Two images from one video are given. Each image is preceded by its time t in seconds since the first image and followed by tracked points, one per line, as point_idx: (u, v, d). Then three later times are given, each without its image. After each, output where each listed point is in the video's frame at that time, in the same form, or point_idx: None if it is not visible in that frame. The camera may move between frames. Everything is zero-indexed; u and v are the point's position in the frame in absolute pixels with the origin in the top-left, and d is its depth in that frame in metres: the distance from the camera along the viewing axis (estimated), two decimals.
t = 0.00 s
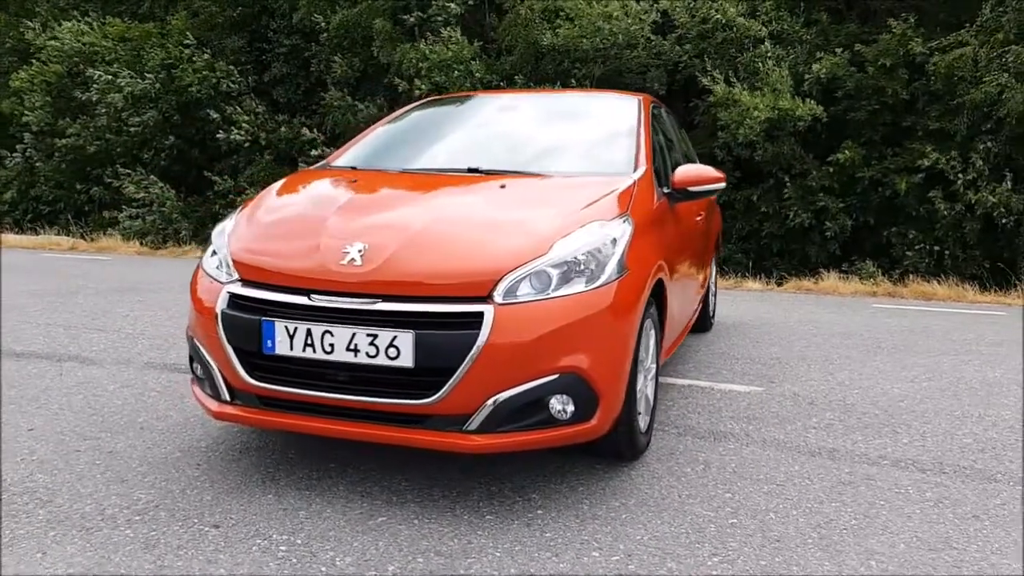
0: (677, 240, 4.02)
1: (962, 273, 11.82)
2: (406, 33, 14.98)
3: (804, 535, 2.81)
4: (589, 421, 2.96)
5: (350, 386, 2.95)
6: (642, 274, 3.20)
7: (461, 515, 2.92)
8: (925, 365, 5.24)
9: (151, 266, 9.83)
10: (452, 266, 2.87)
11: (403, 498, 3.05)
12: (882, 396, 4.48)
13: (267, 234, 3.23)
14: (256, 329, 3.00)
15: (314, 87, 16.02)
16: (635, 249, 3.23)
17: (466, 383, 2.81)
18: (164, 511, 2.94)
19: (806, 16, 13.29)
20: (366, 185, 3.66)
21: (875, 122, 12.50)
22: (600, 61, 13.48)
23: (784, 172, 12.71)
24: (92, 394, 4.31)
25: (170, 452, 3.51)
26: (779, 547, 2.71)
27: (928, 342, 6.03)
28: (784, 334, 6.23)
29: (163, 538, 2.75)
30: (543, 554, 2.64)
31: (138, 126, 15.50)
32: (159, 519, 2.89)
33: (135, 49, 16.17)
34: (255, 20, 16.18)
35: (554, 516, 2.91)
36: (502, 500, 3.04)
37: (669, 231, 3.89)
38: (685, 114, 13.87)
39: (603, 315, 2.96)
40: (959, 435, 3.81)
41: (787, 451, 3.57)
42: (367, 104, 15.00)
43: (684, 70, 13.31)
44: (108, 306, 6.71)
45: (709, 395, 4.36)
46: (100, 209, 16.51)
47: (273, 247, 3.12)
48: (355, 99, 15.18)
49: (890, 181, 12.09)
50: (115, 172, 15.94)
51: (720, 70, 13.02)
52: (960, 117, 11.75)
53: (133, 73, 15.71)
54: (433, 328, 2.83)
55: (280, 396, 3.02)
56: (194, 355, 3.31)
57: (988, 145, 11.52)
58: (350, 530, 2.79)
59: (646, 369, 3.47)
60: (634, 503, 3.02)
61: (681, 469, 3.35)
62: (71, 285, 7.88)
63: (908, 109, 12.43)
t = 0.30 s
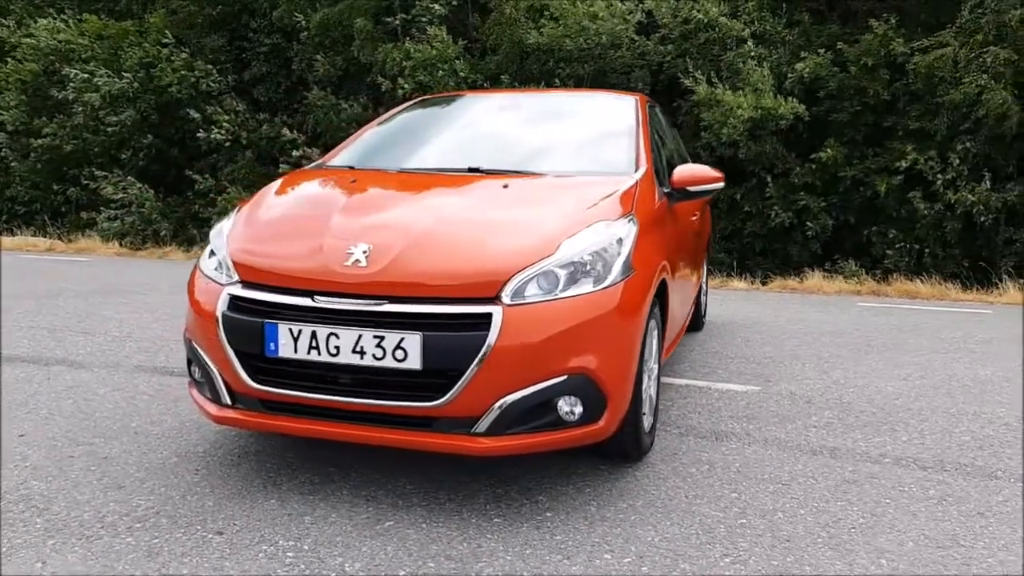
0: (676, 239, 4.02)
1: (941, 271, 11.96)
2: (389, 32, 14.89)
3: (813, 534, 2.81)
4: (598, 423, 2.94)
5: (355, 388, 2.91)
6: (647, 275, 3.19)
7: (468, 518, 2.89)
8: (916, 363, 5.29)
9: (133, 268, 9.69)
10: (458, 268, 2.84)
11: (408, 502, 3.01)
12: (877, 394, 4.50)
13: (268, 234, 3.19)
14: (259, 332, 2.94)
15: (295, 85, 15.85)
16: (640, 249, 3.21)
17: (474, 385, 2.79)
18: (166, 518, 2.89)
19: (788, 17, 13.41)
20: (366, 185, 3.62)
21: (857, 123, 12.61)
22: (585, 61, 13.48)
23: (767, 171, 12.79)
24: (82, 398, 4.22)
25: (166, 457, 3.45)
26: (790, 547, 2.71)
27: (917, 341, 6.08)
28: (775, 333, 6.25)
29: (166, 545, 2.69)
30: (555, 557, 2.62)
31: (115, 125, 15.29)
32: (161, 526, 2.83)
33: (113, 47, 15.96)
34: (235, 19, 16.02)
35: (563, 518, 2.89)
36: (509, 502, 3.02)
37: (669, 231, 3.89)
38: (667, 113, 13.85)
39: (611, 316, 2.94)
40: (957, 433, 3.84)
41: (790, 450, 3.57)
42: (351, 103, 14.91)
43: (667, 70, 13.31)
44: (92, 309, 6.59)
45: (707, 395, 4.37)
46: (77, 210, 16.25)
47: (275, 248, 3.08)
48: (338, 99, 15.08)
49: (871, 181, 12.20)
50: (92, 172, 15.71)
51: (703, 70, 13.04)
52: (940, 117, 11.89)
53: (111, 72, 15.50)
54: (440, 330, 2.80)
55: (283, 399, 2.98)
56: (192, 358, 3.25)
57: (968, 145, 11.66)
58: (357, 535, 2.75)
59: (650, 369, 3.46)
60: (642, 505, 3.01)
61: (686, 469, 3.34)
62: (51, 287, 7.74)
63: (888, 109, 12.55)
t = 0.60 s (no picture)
0: (675, 240, 4.02)
1: (917, 270, 12.13)
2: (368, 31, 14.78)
3: (822, 533, 2.82)
4: (607, 425, 2.93)
5: (363, 392, 2.87)
6: (652, 277, 3.19)
7: (478, 522, 2.87)
8: (906, 362, 5.34)
9: (111, 270, 9.54)
10: (468, 270, 2.82)
11: (415, 506, 2.98)
12: (871, 393, 4.54)
13: (270, 235, 3.15)
14: (263, 335, 2.90)
15: (273, 84, 15.65)
16: (645, 251, 3.21)
17: (484, 389, 2.76)
18: (169, 526, 2.83)
19: (767, 19, 13.53)
20: (365, 185, 3.59)
21: (835, 124, 12.75)
22: (566, 61, 13.49)
23: (746, 172, 12.88)
24: (71, 403, 4.14)
25: (164, 463, 3.38)
26: (801, 547, 2.71)
27: (904, 340, 6.15)
28: (764, 333, 6.29)
29: (171, 554, 2.64)
30: (568, 560, 2.60)
31: (88, 125, 15.04)
32: (164, 534, 2.77)
33: (85, 46, 15.71)
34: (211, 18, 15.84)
35: (573, 521, 2.87)
36: (517, 506, 2.99)
37: (670, 231, 3.89)
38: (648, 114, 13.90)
39: (619, 317, 2.93)
40: (953, 430, 3.88)
41: (791, 450, 3.60)
42: (330, 103, 14.79)
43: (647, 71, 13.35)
44: (73, 312, 6.47)
45: (703, 395, 4.38)
46: (49, 212, 15.97)
47: (278, 249, 3.03)
48: (316, 98, 14.94)
49: (849, 181, 12.35)
50: (64, 173, 15.45)
51: (683, 72, 13.11)
52: (915, 118, 12.04)
53: (83, 72, 15.25)
54: (450, 333, 2.77)
55: (288, 403, 2.93)
56: (191, 362, 3.19)
57: (943, 146, 11.82)
58: (366, 541, 2.72)
59: (654, 370, 3.46)
60: (650, 506, 3.00)
61: (691, 470, 3.34)
62: (29, 290, 7.59)
63: (865, 110, 12.69)
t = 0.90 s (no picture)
0: (678, 240, 4.03)
1: (902, 268, 12.26)
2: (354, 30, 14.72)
3: (833, 532, 2.84)
4: (619, 426, 2.92)
5: (374, 395, 2.85)
6: (662, 277, 3.19)
7: (491, 525, 2.86)
8: (901, 361, 5.39)
9: (97, 272, 9.44)
10: (480, 271, 2.81)
11: (427, 509, 2.97)
12: (869, 392, 4.58)
13: (278, 236, 3.12)
14: (273, 338, 2.87)
15: (257, 84, 15.53)
16: (654, 252, 3.21)
17: (498, 391, 2.75)
18: (179, 532, 2.79)
19: (753, 20, 13.66)
20: (373, 185, 3.59)
21: (821, 124, 12.85)
22: (554, 61, 13.50)
23: (732, 171, 12.95)
24: (68, 408, 4.08)
25: (168, 468, 3.34)
26: (815, 546, 2.73)
27: (896, 339, 6.21)
28: (759, 332, 6.32)
29: (183, 560, 2.61)
30: (585, 562, 2.60)
31: (69, 126, 14.89)
32: (174, 540, 2.74)
33: (66, 45, 15.55)
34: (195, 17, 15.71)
35: (586, 522, 2.87)
36: (529, 507, 2.99)
37: (674, 231, 3.90)
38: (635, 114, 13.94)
39: (631, 318, 2.93)
40: (953, 428, 3.92)
41: (795, 449, 3.62)
42: (316, 104, 14.72)
43: (634, 71, 13.38)
44: (62, 314, 6.39)
45: (704, 395, 4.40)
46: (31, 213, 15.79)
47: (287, 250, 3.01)
48: (301, 99, 14.83)
49: (834, 182, 12.48)
50: (46, 174, 15.29)
51: (669, 73, 13.19)
52: (900, 118, 12.15)
53: (64, 72, 15.12)
54: (463, 335, 2.76)
55: (298, 406, 2.91)
56: (196, 365, 3.15)
57: (926, 146, 11.93)
58: (380, 545, 2.70)
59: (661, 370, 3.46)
60: (662, 506, 3.00)
61: (700, 470, 3.34)
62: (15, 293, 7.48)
63: (850, 110, 12.80)
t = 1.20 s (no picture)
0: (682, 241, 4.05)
1: (884, 267, 12.41)
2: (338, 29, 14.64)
3: (846, 530, 2.87)
4: (634, 427, 2.93)
5: (389, 398, 2.84)
6: (673, 279, 3.21)
7: (508, 527, 2.86)
8: (894, 360, 5.45)
9: (81, 274, 9.32)
10: (496, 272, 2.81)
11: (442, 512, 2.97)
12: (867, 391, 4.63)
13: (290, 239, 3.11)
14: (287, 341, 2.85)
15: (240, 84, 15.39)
16: (665, 254, 3.23)
17: (515, 393, 2.75)
18: (193, 538, 2.76)
19: (737, 22, 13.77)
20: (381, 187, 3.59)
21: (804, 124, 12.99)
22: (540, 62, 13.51)
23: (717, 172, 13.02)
24: (67, 413, 4.02)
25: (176, 473, 3.30)
26: (830, 545, 2.76)
27: (888, 338, 6.28)
28: (752, 332, 6.38)
29: (201, 566, 2.58)
30: (605, 564, 2.61)
31: (48, 126, 14.72)
32: (189, 546, 2.71)
33: (43, 44, 15.36)
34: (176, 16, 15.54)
35: (603, 524, 2.88)
36: (544, 509, 2.99)
37: (679, 232, 3.92)
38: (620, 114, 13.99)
39: (645, 319, 2.95)
40: (953, 427, 3.97)
41: (801, 448, 3.66)
42: (301, 104, 14.62)
43: (620, 72, 13.44)
44: (51, 318, 6.30)
45: (706, 395, 4.43)
46: (8, 215, 15.55)
47: (300, 254, 2.99)
48: (285, 99, 14.72)
49: (816, 183, 12.61)
50: (24, 175, 15.09)
51: (655, 74, 13.26)
52: (882, 120, 12.30)
53: (42, 72, 14.93)
54: (480, 337, 2.76)
55: (311, 410, 2.89)
56: (205, 368, 3.12)
57: (907, 147, 12.06)
58: (399, 549, 2.69)
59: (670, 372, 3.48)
60: (676, 507, 3.02)
61: (709, 470, 3.36)
62: None
63: (833, 111, 12.93)
